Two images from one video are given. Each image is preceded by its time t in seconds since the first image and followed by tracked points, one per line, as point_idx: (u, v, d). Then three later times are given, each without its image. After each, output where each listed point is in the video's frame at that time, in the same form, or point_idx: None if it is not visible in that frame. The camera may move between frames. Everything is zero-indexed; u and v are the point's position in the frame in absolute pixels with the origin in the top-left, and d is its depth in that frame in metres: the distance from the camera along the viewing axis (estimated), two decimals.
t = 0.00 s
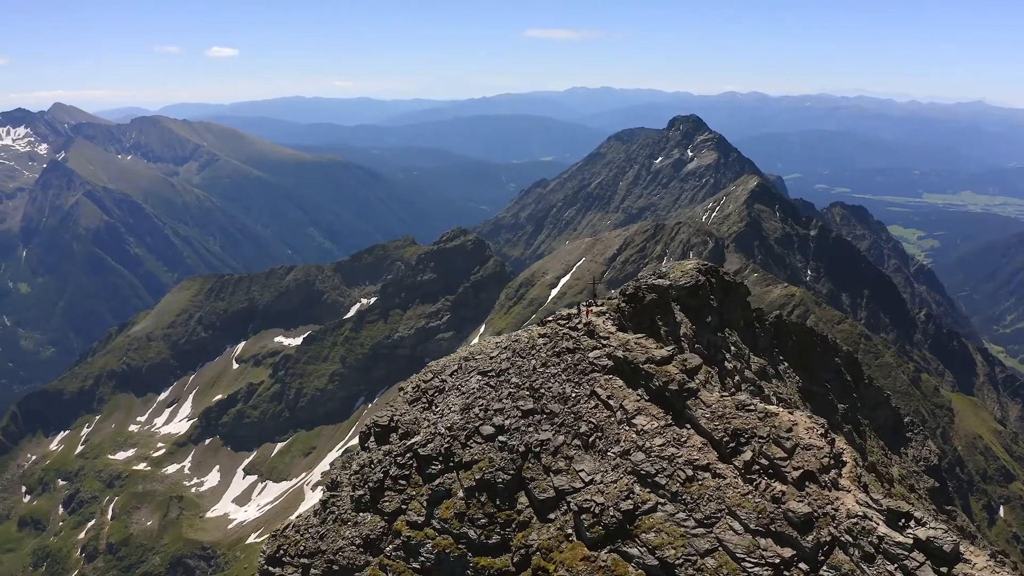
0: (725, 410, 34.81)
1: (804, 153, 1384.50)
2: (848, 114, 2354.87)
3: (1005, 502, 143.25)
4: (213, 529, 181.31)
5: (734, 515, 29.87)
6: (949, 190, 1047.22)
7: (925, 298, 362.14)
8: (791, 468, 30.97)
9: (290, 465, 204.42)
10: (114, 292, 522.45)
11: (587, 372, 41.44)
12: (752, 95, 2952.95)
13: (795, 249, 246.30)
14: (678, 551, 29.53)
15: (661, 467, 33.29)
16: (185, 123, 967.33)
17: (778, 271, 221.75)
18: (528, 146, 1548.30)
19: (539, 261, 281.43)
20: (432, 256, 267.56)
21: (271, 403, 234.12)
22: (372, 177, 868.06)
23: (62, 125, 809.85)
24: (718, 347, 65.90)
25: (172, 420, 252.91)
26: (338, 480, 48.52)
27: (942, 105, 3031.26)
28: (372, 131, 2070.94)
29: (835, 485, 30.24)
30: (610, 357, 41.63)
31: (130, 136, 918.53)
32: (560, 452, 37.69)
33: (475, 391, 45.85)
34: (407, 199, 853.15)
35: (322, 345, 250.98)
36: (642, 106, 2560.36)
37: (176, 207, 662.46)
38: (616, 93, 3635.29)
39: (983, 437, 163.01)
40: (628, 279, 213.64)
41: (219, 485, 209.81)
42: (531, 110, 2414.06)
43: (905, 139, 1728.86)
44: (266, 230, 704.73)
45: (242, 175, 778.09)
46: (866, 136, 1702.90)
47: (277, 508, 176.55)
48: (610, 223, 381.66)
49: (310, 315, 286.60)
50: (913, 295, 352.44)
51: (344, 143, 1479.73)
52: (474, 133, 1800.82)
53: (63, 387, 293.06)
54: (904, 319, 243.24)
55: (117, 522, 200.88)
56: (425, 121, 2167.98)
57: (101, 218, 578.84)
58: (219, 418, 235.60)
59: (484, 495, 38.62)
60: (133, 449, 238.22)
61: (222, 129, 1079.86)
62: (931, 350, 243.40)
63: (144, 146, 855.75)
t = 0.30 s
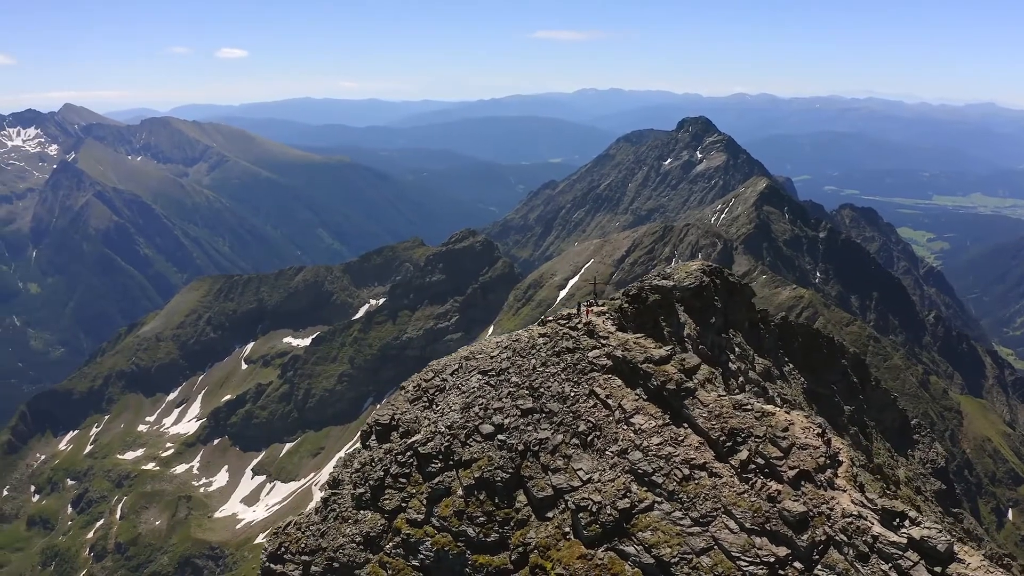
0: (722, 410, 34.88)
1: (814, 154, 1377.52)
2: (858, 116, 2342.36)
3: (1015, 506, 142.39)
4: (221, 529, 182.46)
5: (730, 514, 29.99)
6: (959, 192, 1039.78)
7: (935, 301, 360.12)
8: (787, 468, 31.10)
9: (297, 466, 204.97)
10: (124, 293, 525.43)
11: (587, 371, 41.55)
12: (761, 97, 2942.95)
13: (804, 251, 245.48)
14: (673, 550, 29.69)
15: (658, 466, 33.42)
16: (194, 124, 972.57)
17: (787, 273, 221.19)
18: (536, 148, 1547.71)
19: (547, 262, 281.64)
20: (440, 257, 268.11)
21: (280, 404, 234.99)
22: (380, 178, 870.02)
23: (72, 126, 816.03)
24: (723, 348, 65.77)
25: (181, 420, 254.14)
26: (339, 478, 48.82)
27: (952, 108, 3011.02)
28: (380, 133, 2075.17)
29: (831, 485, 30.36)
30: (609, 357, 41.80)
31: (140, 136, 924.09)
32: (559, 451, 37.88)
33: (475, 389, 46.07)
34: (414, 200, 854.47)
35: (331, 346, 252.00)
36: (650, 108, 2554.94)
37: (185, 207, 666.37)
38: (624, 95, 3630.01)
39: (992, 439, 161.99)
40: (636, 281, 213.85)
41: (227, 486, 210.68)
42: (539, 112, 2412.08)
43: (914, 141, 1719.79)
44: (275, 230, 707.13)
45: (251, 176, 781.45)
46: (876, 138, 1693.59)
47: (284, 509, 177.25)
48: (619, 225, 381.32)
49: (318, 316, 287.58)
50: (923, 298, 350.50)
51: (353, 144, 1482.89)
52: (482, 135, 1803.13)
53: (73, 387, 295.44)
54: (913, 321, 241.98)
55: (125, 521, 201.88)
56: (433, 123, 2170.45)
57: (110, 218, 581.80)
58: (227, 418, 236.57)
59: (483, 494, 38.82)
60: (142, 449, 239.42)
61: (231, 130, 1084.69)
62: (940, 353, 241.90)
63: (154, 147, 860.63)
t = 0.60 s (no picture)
0: (720, 409, 34.98)
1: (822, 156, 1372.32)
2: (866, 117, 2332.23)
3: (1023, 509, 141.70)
4: (228, 529, 183.35)
5: (725, 514, 30.14)
6: (968, 194, 1034.04)
7: (943, 303, 358.42)
8: (783, 468, 31.23)
9: (305, 466, 205.37)
10: (133, 293, 528.16)
11: (586, 371, 41.70)
12: (770, 98, 2933.43)
13: (813, 253, 244.72)
14: (669, 549, 29.84)
15: (655, 465, 33.55)
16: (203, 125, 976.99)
17: (795, 275, 220.70)
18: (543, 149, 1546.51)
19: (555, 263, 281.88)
20: (448, 258, 268.68)
21: (288, 404, 235.67)
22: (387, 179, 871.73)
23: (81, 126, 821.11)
24: (726, 349, 65.75)
25: (189, 420, 255.12)
26: (341, 477, 48.99)
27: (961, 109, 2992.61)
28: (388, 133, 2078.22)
29: (827, 485, 30.43)
30: (609, 356, 41.94)
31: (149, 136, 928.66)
32: (557, 450, 38.03)
33: (476, 388, 46.31)
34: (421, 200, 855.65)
35: (338, 346, 252.84)
36: (658, 109, 2548.57)
37: (193, 207, 669.40)
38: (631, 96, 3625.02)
39: (1000, 442, 161.24)
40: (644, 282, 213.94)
41: (235, 486, 211.30)
42: (547, 113, 2410.13)
43: (923, 143, 1710.72)
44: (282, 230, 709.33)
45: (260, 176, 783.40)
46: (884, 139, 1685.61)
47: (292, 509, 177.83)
48: (627, 226, 381.04)
49: (326, 317, 288.57)
50: (931, 299, 348.86)
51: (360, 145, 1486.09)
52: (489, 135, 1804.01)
53: (81, 387, 297.19)
54: (922, 323, 240.89)
55: (133, 521, 202.86)
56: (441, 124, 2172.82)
57: (119, 219, 584.39)
58: (235, 418, 237.21)
59: (483, 492, 38.98)
60: (150, 448, 240.28)
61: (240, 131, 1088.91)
62: (948, 355, 240.83)
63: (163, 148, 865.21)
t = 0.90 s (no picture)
0: (717, 409, 35.17)
1: (831, 157, 1365.62)
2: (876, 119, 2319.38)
3: None
4: (237, 529, 184.25)
5: (722, 512, 30.24)
6: (979, 196, 1027.14)
7: (954, 305, 356.40)
8: (780, 467, 31.26)
9: (313, 466, 205.28)
10: (143, 293, 530.95)
11: (586, 371, 41.88)
12: (780, 100, 2922.34)
13: (822, 254, 244.16)
14: (665, 548, 29.91)
15: (652, 464, 33.75)
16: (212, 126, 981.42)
17: (804, 276, 220.14)
18: (552, 150, 1544.84)
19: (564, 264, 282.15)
20: (458, 259, 269.36)
21: (297, 404, 236.40)
22: (395, 180, 873.72)
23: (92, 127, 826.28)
24: (730, 349, 65.62)
25: (198, 420, 256.26)
26: (343, 475, 49.27)
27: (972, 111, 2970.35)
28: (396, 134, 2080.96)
29: (823, 484, 30.52)
30: (609, 356, 42.07)
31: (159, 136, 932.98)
32: (556, 449, 38.28)
33: (476, 387, 46.49)
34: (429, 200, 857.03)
35: (347, 346, 253.90)
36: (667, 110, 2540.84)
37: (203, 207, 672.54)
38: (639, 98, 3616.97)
39: (1010, 444, 160.21)
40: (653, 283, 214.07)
41: (243, 485, 211.70)
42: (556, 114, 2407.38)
43: (934, 144, 1699.44)
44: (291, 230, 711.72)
45: (269, 177, 786.82)
46: (894, 141, 1675.40)
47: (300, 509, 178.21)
48: (636, 228, 380.60)
49: (336, 317, 289.61)
50: (942, 302, 347.07)
51: (370, 146, 1489.39)
52: (498, 137, 1805.47)
53: (90, 387, 298.63)
54: (931, 325, 239.59)
55: (142, 520, 204.03)
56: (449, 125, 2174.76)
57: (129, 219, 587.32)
58: (244, 418, 237.79)
59: (482, 491, 39.20)
60: (159, 448, 241.29)
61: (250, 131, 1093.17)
62: (958, 357, 239.41)
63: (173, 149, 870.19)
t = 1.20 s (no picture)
0: (715, 408, 35.30)
1: (840, 158, 1357.98)
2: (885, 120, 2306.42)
3: None
4: (244, 528, 185.06)
5: (718, 512, 30.33)
6: (988, 198, 1019.76)
7: (962, 307, 354.54)
8: (777, 467, 31.40)
9: (321, 467, 204.56)
10: (152, 292, 532.29)
11: (585, 370, 42.01)
12: (789, 101, 2912.88)
13: (830, 256, 243.35)
14: (662, 546, 30.05)
15: (650, 463, 33.87)
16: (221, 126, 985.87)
17: (812, 278, 219.56)
18: (560, 150, 1542.17)
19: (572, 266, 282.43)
20: (466, 259, 270.01)
21: (305, 404, 237.19)
22: (402, 180, 875.46)
23: (101, 127, 831.27)
24: (734, 350, 65.57)
25: (206, 420, 257.63)
26: (344, 474, 49.54)
27: (981, 112, 2949.86)
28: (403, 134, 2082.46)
29: (819, 484, 30.59)
30: (608, 355, 42.23)
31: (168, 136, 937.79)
32: (555, 448, 38.43)
33: (477, 387, 46.72)
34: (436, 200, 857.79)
35: (355, 347, 255.03)
36: (675, 111, 2532.60)
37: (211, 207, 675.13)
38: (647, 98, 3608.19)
39: (1019, 446, 159.32)
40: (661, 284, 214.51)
41: (251, 485, 211.92)
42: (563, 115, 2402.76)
43: (943, 146, 1688.41)
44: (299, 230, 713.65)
45: (277, 177, 789.48)
46: (904, 142, 1665.80)
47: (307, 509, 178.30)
48: (644, 228, 380.17)
49: (343, 317, 290.46)
50: (951, 303, 345.27)
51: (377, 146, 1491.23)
52: (505, 137, 1806.49)
53: (99, 387, 300.23)
54: (940, 327, 238.38)
55: (150, 519, 205.35)
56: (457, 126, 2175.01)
57: (138, 220, 589.98)
58: (252, 418, 238.06)
59: (481, 489, 39.44)
60: (167, 447, 242.31)
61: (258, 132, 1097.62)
62: (966, 359, 238.28)
63: (181, 149, 873.79)
